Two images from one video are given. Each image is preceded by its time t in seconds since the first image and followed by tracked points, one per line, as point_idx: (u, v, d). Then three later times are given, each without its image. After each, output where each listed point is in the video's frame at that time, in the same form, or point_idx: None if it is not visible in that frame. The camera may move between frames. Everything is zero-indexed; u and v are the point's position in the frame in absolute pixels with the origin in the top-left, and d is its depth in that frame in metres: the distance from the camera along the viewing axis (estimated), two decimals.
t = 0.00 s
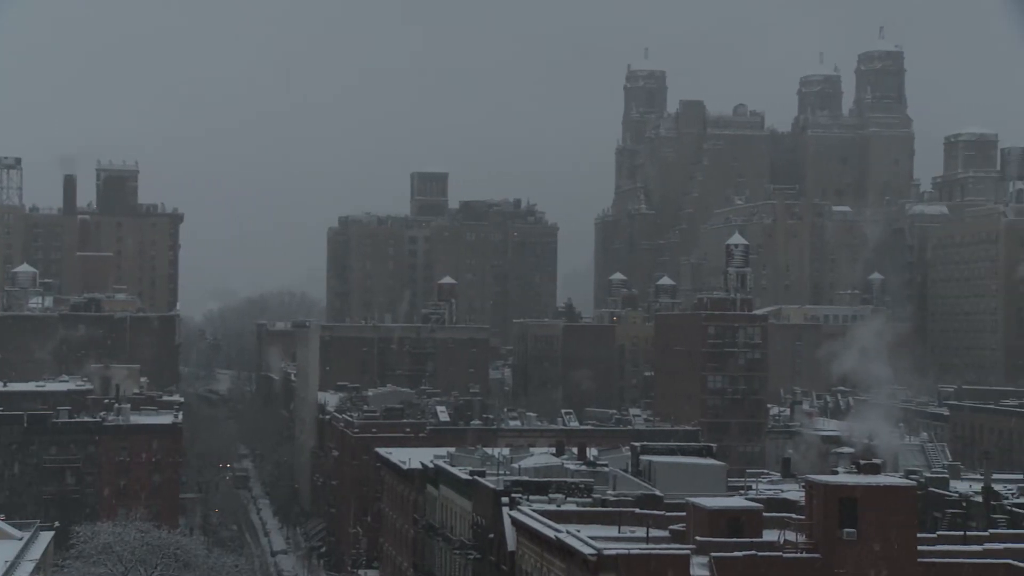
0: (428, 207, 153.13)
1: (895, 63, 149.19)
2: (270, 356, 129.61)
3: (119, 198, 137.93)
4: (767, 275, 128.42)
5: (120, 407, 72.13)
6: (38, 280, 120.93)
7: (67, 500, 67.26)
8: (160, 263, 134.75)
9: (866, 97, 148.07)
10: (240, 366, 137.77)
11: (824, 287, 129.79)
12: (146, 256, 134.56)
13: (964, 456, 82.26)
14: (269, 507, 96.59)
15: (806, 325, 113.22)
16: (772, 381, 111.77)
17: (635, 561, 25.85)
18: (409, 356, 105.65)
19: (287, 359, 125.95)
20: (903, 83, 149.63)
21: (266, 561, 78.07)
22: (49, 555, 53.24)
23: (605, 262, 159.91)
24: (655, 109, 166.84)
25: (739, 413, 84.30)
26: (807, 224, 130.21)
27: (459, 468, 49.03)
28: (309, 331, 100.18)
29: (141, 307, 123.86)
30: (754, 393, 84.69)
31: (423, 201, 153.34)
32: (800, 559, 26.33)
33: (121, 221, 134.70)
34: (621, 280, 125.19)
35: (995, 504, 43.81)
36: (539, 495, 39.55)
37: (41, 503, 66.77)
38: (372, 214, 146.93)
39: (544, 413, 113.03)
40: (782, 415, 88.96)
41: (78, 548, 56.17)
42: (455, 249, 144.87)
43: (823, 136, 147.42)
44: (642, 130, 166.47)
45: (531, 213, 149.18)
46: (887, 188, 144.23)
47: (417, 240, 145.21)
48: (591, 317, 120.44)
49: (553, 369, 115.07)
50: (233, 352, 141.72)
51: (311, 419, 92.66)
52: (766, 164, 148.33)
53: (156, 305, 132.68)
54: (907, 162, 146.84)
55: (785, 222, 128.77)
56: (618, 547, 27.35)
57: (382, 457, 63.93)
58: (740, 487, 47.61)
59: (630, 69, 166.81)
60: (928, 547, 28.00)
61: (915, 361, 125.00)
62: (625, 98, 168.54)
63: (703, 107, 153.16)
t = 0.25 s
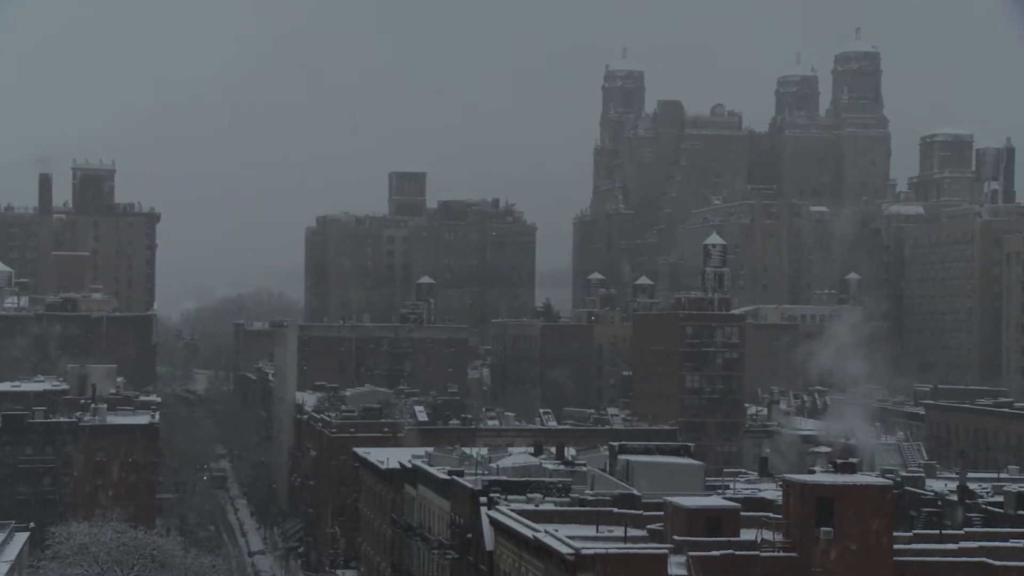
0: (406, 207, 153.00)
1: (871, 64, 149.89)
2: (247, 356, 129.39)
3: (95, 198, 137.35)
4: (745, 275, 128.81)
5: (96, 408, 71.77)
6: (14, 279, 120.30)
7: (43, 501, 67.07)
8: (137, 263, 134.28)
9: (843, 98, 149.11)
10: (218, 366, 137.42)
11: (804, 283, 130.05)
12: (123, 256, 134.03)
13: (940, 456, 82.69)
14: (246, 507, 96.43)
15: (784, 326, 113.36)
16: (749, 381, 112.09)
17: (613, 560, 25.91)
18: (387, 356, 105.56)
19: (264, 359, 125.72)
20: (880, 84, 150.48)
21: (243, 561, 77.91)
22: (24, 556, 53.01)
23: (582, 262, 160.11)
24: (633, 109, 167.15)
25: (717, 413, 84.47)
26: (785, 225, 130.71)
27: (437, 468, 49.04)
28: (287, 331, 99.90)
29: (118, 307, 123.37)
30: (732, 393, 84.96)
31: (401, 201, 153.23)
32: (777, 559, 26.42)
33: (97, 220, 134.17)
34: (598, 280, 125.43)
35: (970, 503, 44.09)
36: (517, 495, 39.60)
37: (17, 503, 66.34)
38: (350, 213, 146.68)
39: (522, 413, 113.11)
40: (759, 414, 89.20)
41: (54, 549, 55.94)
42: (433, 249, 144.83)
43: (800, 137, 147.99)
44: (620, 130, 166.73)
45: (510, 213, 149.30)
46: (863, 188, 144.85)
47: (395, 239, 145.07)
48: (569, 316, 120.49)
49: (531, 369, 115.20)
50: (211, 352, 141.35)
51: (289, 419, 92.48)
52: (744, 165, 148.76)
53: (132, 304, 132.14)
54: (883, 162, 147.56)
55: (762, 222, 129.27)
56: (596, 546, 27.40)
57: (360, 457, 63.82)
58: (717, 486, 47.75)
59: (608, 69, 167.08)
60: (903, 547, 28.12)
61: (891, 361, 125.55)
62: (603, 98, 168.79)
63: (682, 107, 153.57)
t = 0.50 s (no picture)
0: (385, 206, 152.75)
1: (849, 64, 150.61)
2: (226, 357, 129.07)
3: (73, 197, 136.67)
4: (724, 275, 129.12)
5: (74, 408, 71.40)
6: None
7: (21, 502, 66.39)
8: (115, 263, 133.70)
9: (822, 98, 150.02)
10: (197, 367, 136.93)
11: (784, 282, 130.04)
12: (102, 255, 133.43)
13: (917, 455, 83.20)
14: (225, 507, 96.22)
15: (763, 326, 114.27)
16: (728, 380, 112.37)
17: (592, 560, 25.95)
18: (367, 355, 105.42)
19: (243, 359, 125.42)
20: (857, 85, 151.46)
21: (222, 562, 77.70)
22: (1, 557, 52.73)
23: (561, 262, 160.20)
24: (612, 109, 167.37)
25: (696, 413, 84.64)
26: (763, 225, 131.15)
27: (416, 468, 49.02)
28: (266, 331, 99.58)
29: (95, 306, 122.77)
30: (711, 392, 85.15)
31: (381, 201, 152.98)
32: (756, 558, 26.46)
33: (75, 220, 133.52)
34: (578, 280, 125.55)
35: (947, 502, 44.32)
36: (497, 495, 39.60)
37: None
38: (329, 213, 146.36)
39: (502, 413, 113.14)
40: (738, 414, 89.44)
41: (32, 550, 55.64)
42: (412, 248, 144.81)
43: (779, 137, 148.49)
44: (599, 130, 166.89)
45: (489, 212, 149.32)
46: (841, 188, 145.49)
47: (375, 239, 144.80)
48: (548, 316, 120.49)
49: (511, 368, 115.27)
50: (190, 351, 140.90)
51: (269, 418, 92.23)
52: (723, 165, 149.11)
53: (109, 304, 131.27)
54: (861, 163, 148.21)
55: (740, 222, 129.75)
56: (575, 546, 27.44)
57: (339, 457, 63.68)
58: (695, 485, 47.86)
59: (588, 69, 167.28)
60: (880, 546, 28.28)
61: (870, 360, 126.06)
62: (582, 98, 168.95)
63: (662, 107, 154.68)
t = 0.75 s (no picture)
0: (367, 206, 152.54)
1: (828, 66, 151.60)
2: (208, 358, 128.76)
3: (53, 197, 135.97)
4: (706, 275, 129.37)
5: (53, 409, 71.06)
6: None
7: (1, 504, 65.43)
8: (96, 263, 133.18)
9: (803, 98, 151.81)
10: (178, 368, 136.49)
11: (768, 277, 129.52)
12: (82, 256, 132.82)
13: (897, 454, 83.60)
14: (207, 508, 96.01)
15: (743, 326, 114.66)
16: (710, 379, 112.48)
17: (574, 559, 26.00)
18: (348, 356, 105.30)
19: (225, 359, 125.08)
20: (836, 86, 152.98)
21: (203, 563, 77.52)
22: None
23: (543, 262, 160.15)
24: (593, 110, 167.56)
25: (677, 412, 84.59)
26: (744, 225, 131.55)
27: (399, 468, 48.99)
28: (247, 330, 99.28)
29: (74, 307, 122.20)
30: (693, 392, 85.28)
31: (362, 201, 152.80)
32: (739, 558, 26.58)
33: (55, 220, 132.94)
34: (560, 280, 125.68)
35: (928, 501, 44.50)
36: (479, 495, 39.58)
37: None
38: (311, 213, 146.11)
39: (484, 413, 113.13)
40: (719, 414, 89.58)
41: (12, 551, 55.32)
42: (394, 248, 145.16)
43: (760, 137, 148.89)
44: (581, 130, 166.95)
45: (471, 212, 149.31)
46: (822, 189, 146.03)
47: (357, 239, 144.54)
48: (530, 316, 120.41)
49: (493, 369, 115.45)
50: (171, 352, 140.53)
51: (250, 419, 92.00)
52: (704, 165, 149.51)
53: (89, 304, 130.55)
54: (842, 164, 148.94)
55: (722, 222, 130.53)
56: (558, 544, 27.48)
57: (321, 457, 63.49)
58: (677, 485, 47.94)
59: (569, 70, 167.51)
60: (859, 545, 28.41)
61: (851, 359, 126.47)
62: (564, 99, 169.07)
63: (643, 107, 155.25)
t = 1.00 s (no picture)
0: (350, 206, 152.44)
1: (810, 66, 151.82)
2: (189, 357, 128.36)
3: (34, 196, 135.33)
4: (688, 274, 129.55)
5: (34, 409, 70.70)
6: None
7: None
8: (77, 263, 132.60)
9: (785, 99, 151.91)
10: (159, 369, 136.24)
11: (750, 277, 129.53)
12: (62, 255, 132.28)
13: (879, 454, 83.86)
14: (188, 508, 95.75)
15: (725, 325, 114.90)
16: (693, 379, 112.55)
17: (555, 560, 26.00)
18: (331, 356, 105.15)
19: (206, 359, 124.74)
20: (818, 86, 153.18)
21: (185, 564, 77.36)
22: None
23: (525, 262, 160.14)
24: (576, 110, 167.62)
25: (660, 413, 84.61)
26: (726, 225, 131.68)
27: (381, 468, 48.95)
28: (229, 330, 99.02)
29: (55, 306, 121.70)
30: (675, 391, 85.40)
31: (345, 200, 152.82)
32: (720, 558, 26.61)
33: (35, 219, 132.34)
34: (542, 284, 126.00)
35: (908, 501, 44.66)
36: (462, 495, 39.58)
37: None
38: (293, 212, 146.04)
39: (467, 413, 113.07)
40: (701, 414, 89.71)
41: None
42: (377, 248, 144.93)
43: (742, 138, 149.14)
44: (564, 130, 167.03)
45: (454, 212, 149.19)
46: (804, 189, 146.40)
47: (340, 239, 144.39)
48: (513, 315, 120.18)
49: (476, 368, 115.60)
50: (153, 352, 140.12)
51: (232, 419, 91.77)
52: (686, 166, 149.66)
53: (70, 304, 129.98)
54: (823, 164, 149.24)
55: (704, 222, 130.56)
56: (540, 545, 27.49)
57: (303, 457, 63.35)
58: (659, 485, 48.00)
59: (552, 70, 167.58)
60: (841, 544, 28.45)
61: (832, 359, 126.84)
62: (547, 99, 169.11)
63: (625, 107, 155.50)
